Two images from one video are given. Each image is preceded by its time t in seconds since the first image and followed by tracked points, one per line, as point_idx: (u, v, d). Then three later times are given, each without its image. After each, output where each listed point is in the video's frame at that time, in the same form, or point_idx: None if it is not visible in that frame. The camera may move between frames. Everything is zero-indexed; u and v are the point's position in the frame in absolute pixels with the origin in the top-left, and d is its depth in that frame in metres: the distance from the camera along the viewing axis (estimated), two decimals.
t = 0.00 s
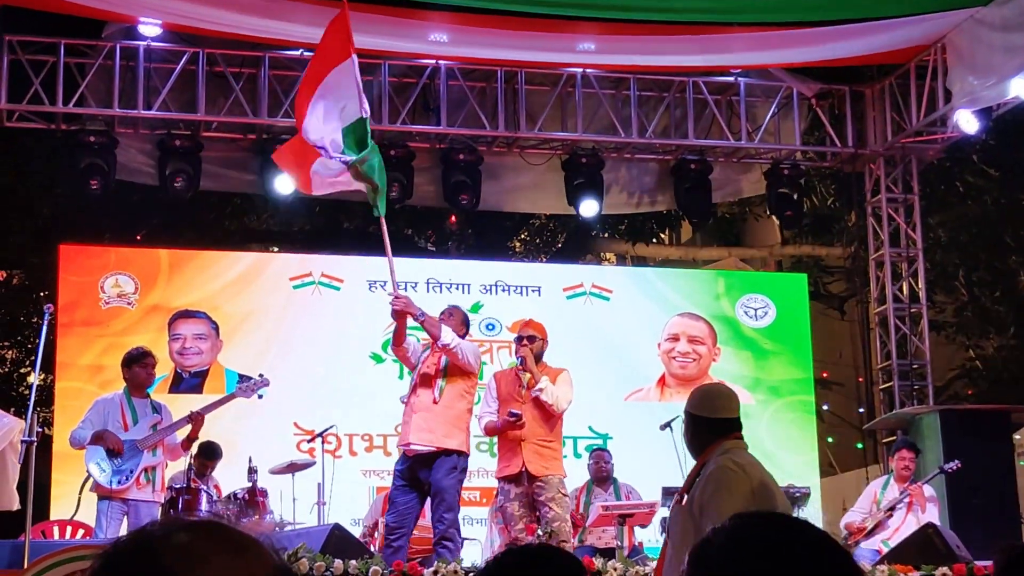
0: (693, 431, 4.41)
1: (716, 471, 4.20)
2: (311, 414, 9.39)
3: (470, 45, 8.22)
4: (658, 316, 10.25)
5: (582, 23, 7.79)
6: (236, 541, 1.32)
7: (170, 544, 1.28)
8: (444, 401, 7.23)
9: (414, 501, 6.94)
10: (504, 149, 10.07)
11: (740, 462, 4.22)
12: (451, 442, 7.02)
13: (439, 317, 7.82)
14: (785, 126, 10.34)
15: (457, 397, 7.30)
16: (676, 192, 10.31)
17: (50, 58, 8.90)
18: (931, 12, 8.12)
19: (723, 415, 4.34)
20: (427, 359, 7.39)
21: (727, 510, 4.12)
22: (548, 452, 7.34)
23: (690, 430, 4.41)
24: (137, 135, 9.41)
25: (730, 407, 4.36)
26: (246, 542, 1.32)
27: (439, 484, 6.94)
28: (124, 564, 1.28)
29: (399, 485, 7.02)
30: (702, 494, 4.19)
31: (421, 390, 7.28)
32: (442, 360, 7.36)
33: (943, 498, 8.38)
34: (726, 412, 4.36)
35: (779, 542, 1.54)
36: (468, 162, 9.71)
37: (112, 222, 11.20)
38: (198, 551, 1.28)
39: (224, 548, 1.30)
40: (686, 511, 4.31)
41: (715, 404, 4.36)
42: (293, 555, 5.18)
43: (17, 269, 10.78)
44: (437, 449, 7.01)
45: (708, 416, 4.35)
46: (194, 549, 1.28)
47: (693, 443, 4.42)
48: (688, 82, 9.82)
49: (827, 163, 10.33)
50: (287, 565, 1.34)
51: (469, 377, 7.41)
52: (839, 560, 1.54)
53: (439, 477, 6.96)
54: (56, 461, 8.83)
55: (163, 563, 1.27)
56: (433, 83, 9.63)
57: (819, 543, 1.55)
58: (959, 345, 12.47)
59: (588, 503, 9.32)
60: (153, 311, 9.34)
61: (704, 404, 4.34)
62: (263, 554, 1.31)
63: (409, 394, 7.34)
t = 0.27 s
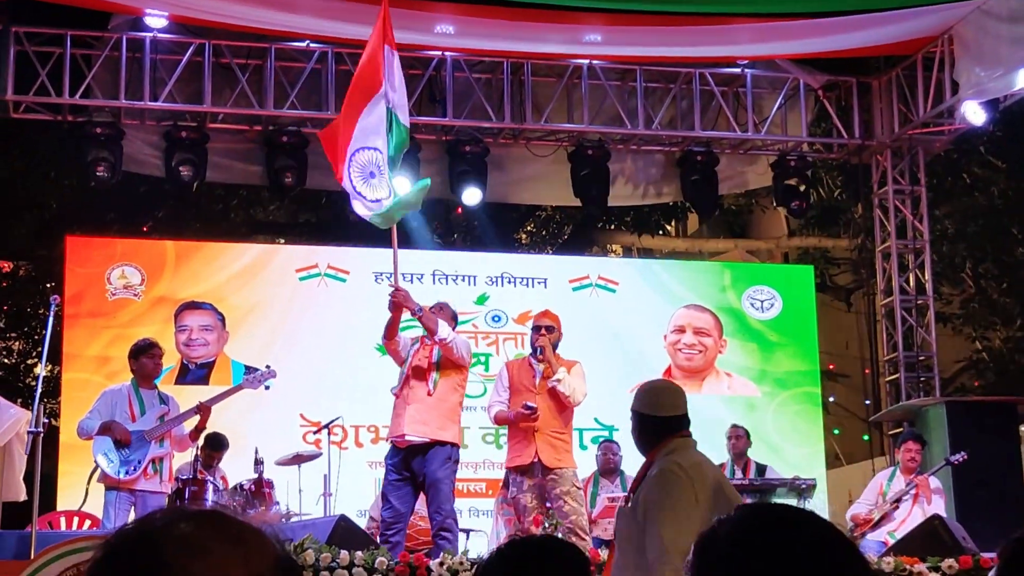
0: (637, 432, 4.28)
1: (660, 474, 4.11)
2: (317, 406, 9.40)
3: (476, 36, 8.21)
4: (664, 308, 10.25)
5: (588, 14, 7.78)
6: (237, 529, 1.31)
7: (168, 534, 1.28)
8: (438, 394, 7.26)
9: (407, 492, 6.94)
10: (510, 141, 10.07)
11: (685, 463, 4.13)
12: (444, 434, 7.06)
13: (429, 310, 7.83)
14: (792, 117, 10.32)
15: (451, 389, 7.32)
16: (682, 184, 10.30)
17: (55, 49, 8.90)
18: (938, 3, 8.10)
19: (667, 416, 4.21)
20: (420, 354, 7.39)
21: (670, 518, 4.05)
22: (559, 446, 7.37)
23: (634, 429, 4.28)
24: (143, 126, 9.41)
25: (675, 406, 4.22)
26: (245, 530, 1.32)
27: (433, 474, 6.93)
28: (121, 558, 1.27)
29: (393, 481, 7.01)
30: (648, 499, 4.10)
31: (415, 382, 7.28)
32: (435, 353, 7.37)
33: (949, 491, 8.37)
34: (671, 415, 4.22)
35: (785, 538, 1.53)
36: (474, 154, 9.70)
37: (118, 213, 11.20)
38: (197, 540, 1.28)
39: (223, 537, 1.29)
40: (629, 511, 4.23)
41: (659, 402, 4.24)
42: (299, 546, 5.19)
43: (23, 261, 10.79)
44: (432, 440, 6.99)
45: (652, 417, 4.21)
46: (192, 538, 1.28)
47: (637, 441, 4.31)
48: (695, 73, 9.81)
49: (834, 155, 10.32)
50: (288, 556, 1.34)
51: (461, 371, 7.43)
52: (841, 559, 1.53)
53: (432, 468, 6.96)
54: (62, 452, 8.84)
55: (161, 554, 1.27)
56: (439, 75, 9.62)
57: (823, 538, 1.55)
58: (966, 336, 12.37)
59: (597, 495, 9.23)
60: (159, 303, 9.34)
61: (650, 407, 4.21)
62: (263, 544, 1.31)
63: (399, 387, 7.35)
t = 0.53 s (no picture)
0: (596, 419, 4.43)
1: (614, 457, 4.25)
2: (326, 401, 9.41)
3: (485, 32, 8.21)
4: (673, 303, 10.24)
5: (597, 10, 7.77)
6: (241, 526, 1.40)
7: (172, 529, 1.36)
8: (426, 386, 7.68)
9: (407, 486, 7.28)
10: (519, 136, 10.06)
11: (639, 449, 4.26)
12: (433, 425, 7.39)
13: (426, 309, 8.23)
14: (802, 113, 10.30)
15: (441, 381, 7.74)
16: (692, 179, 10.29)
17: (66, 45, 8.91)
18: None
19: (623, 403, 4.35)
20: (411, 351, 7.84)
21: (619, 502, 4.18)
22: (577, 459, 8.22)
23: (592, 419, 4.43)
24: (153, 122, 9.42)
25: (633, 394, 4.36)
26: (251, 529, 1.41)
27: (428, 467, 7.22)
28: (124, 553, 1.34)
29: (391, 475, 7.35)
30: (601, 484, 4.25)
31: (405, 375, 7.72)
32: (425, 346, 7.80)
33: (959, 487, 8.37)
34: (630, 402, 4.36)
35: (783, 530, 1.54)
36: (483, 149, 9.70)
37: (128, 209, 11.22)
38: (201, 535, 1.36)
39: (226, 534, 1.37)
40: (585, 496, 4.37)
41: (616, 390, 4.36)
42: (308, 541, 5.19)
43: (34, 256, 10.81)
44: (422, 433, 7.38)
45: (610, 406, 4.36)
46: (196, 535, 1.36)
47: (598, 427, 4.45)
48: (704, 68, 9.80)
49: (844, 150, 10.30)
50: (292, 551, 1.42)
51: (452, 364, 7.85)
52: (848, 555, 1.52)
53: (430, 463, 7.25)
54: (73, 447, 8.84)
55: (164, 550, 1.35)
56: (448, 70, 9.62)
57: (829, 532, 1.54)
58: (977, 333, 12.38)
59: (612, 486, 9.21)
60: (169, 298, 9.36)
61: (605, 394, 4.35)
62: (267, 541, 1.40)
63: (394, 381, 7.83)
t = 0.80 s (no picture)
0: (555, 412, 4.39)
1: (579, 449, 4.23)
2: (335, 394, 9.41)
3: (494, 25, 8.20)
4: (683, 296, 10.24)
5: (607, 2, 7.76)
6: (254, 517, 1.28)
7: (178, 519, 1.24)
8: (417, 375, 7.85)
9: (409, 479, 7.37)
10: (529, 129, 10.06)
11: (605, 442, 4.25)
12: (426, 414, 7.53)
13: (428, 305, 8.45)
14: (812, 105, 10.28)
15: (433, 369, 7.90)
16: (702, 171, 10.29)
17: (75, 38, 8.91)
18: None
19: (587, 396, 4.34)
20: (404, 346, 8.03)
21: (586, 493, 4.16)
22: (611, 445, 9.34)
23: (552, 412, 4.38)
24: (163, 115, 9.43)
25: (600, 386, 4.36)
26: (261, 518, 1.28)
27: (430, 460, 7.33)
28: (128, 552, 1.23)
29: (392, 468, 7.44)
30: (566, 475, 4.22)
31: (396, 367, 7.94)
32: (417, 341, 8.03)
33: (971, 480, 8.35)
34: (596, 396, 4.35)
35: (786, 525, 1.53)
36: (493, 142, 9.70)
37: (138, 202, 11.24)
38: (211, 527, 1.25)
39: (237, 527, 1.26)
40: (549, 486, 4.35)
41: (582, 382, 4.35)
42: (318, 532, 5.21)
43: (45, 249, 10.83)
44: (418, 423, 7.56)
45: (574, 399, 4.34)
46: (206, 531, 1.25)
47: (559, 419, 4.42)
48: (714, 60, 9.78)
49: (854, 142, 10.28)
50: (301, 542, 1.30)
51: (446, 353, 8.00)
52: (842, 550, 1.53)
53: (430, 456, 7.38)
54: (84, 439, 8.87)
55: (170, 550, 1.23)
56: (457, 62, 9.61)
57: (826, 526, 1.54)
58: (988, 325, 12.47)
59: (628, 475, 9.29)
60: (179, 291, 9.38)
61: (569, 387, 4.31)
62: (271, 528, 1.28)
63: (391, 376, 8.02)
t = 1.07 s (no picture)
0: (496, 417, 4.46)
1: (552, 443, 4.25)
2: (347, 386, 9.43)
3: (505, 17, 8.21)
4: (694, 288, 10.24)
5: None
6: (256, 510, 1.27)
7: (181, 517, 1.24)
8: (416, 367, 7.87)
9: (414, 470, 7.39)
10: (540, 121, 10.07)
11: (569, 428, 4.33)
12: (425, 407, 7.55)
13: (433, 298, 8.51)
14: (823, 97, 10.26)
15: (431, 358, 7.91)
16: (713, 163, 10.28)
17: (88, 31, 8.93)
18: None
19: (557, 394, 4.38)
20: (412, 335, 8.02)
21: (561, 485, 4.17)
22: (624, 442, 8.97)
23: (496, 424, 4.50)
24: (175, 108, 9.45)
25: (566, 384, 4.41)
26: (260, 510, 1.27)
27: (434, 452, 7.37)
28: (133, 552, 1.23)
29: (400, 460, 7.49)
30: (538, 467, 4.22)
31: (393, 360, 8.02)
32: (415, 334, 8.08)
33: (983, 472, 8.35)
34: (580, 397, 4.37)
35: (790, 524, 1.53)
36: (504, 134, 9.71)
37: (150, 195, 11.26)
38: (215, 521, 1.24)
39: (240, 523, 1.25)
40: (514, 481, 4.34)
41: (551, 378, 4.39)
42: (330, 524, 5.23)
43: (57, 242, 10.85)
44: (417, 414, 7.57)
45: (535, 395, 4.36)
46: (210, 529, 1.24)
47: (520, 418, 4.45)
48: (726, 52, 9.78)
49: (865, 134, 10.27)
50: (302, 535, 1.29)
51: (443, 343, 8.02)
52: (841, 545, 1.52)
53: (432, 447, 7.41)
54: (96, 431, 8.89)
55: (173, 546, 1.22)
56: (468, 55, 9.62)
57: (828, 518, 1.54)
58: (1002, 316, 12.29)
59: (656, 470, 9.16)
60: (191, 284, 9.39)
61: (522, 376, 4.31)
62: (270, 521, 1.27)
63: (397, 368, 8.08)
